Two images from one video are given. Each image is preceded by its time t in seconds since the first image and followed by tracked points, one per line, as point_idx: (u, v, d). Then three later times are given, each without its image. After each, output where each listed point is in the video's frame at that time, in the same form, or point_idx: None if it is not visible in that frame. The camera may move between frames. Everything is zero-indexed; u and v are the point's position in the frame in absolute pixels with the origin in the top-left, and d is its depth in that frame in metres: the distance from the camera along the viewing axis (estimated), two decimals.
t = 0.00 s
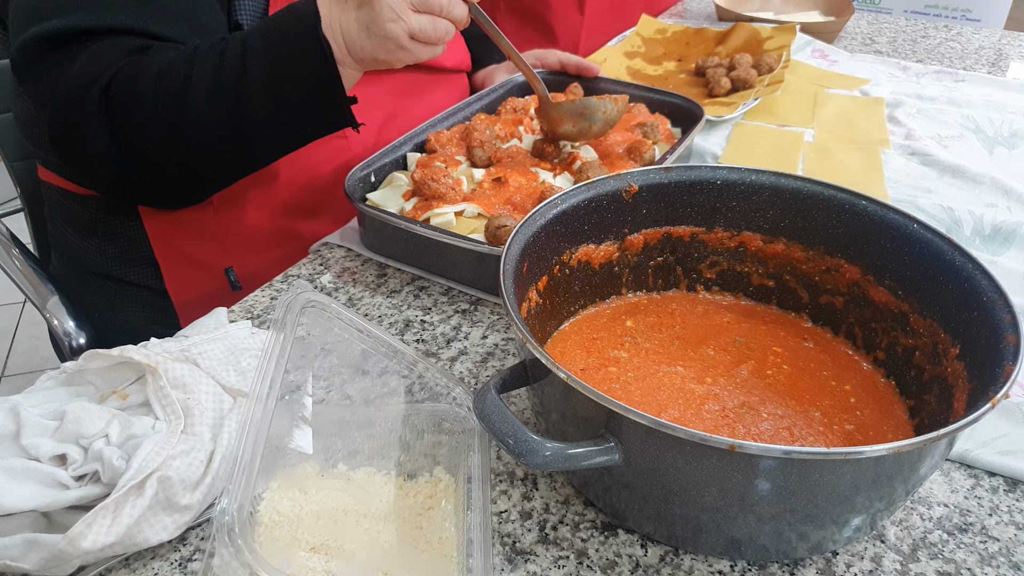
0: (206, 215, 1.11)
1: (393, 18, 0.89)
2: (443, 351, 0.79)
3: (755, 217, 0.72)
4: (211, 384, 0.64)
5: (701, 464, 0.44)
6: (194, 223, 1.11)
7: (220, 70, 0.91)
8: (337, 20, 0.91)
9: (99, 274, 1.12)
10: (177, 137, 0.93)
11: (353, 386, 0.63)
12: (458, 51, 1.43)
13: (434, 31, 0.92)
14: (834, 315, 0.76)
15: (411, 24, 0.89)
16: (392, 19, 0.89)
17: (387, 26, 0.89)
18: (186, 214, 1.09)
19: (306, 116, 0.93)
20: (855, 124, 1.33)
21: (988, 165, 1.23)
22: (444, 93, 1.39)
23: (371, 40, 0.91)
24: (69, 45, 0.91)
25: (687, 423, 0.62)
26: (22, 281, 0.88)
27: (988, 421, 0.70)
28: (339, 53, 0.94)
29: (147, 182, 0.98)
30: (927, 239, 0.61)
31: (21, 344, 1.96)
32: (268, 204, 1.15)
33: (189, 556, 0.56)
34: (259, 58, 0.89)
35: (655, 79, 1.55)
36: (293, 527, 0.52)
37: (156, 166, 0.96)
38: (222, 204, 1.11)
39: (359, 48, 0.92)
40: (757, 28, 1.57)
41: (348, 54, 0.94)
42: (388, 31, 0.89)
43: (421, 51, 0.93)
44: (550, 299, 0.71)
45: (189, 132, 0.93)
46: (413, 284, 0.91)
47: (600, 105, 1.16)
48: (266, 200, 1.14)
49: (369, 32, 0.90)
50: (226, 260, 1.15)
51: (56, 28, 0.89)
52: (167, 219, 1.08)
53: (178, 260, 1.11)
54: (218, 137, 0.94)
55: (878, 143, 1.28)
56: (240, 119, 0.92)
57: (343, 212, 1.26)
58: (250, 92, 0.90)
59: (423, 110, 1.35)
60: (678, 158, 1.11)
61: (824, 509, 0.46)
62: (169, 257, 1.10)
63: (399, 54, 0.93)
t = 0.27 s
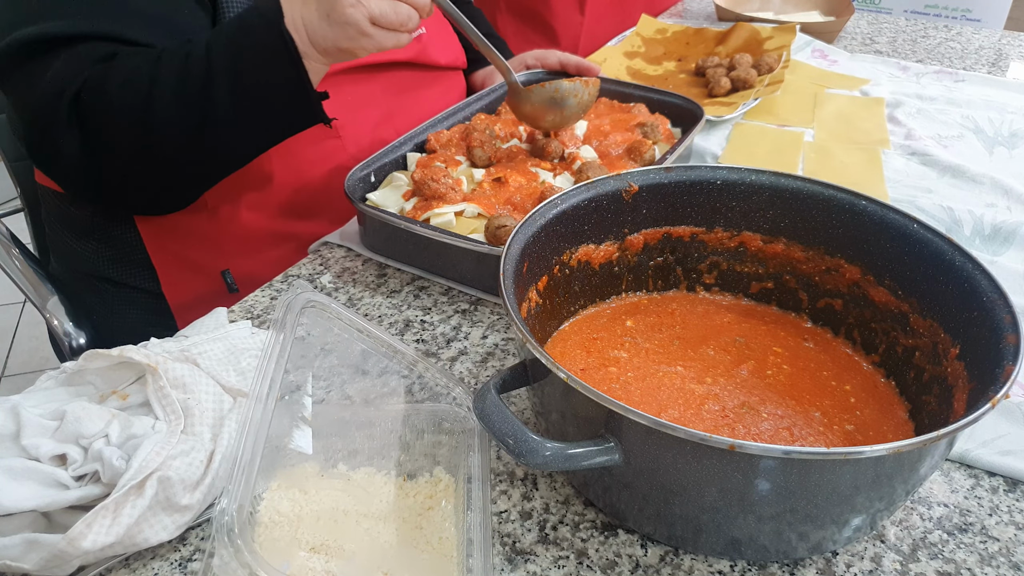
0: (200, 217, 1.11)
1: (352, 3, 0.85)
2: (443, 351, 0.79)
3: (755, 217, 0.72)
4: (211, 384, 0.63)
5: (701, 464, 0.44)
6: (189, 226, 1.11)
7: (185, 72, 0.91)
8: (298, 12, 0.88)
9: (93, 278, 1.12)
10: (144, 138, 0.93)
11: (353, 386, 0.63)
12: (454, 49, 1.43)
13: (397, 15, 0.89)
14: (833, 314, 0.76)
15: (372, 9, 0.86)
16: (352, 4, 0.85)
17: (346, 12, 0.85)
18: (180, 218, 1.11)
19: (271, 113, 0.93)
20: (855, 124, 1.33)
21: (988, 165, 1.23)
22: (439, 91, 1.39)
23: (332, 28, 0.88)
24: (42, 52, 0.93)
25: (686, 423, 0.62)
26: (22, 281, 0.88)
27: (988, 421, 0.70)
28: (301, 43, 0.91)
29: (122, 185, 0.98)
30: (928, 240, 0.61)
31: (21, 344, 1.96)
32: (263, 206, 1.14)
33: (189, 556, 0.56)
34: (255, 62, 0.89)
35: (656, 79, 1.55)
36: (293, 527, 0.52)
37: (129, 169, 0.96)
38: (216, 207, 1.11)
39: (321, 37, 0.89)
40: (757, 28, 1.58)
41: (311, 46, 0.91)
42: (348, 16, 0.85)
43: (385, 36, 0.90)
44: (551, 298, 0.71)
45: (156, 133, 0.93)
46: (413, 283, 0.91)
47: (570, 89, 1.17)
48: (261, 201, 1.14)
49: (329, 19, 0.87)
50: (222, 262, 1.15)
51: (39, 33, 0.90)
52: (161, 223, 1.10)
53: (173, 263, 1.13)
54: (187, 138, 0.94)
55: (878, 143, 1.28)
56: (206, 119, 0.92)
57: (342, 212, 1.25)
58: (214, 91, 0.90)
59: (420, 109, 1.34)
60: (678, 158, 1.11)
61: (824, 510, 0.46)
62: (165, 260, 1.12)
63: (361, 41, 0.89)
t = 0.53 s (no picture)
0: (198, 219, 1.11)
1: (341, 16, 0.86)
2: (443, 351, 0.79)
3: (755, 217, 0.72)
4: (211, 384, 0.63)
5: (701, 464, 0.44)
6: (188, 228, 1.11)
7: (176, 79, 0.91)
8: (294, 27, 0.90)
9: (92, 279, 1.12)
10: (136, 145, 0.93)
11: (353, 386, 0.63)
12: (454, 50, 1.43)
13: (388, 32, 0.89)
14: (833, 315, 0.76)
15: (361, 23, 0.87)
16: (341, 18, 0.86)
17: (335, 25, 0.86)
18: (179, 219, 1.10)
19: (264, 124, 0.93)
20: (855, 124, 1.33)
21: (988, 165, 1.23)
22: (440, 91, 1.39)
23: (322, 42, 0.88)
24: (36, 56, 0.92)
25: (686, 423, 0.62)
26: (22, 281, 0.88)
27: (988, 421, 0.70)
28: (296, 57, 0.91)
29: (112, 191, 0.98)
30: (928, 240, 0.61)
31: (21, 345, 1.96)
32: (262, 206, 1.15)
33: (189, 556, 0.56)
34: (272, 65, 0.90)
35: (656, 79, 1.55)
36: (293, 527, 0.52)
37: (119, 174, 0.96)
38: (216, 208, 1.11)
39: (312, 51, 0.90)
40: (757, 28, 1.57)
41: (304, 60, 0.92)
42: (337, 30, 0.86)
43: (376, 52, 0.91)
44: (551, 299, 0.71)
45: (149, 141, 0.93)
46: (413, 284, 0.91)
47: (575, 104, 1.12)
48: (259, 201, 1.14)
49: (319, 33, 0.88)
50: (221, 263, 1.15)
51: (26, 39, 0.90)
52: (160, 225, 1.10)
53: (172, 264, 1.13)
54: (177, 146, 0.94)
55: (878, 143, 1.28)
56: (197, 126, 0.93)
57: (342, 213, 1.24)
58: (208, 100, 0.91)
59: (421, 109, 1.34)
60: (678, 158, 1.11)
61: (824, 510, 0.46)
62: (164, 262, 1.12)
63: (349, 55, 0.90)
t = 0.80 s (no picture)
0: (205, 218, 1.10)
1: (402, 35, 0.89)
2: (443, 351, 0.79)
3: (755, 217, 0.72)
4: (211, 384, 0.63)
5: (701, 464, 0.44)
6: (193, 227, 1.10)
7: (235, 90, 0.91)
8: (350, 43, 0.92)
9: (92, 278, 1.12)
10: (185, 158, 0.92)
11: (353, 386, 0.63)
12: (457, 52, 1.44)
13: (446, 53, 0.92)
14: (832, 314, 0.77)
15: (421, 42, 0.90)
16: (401, 36, 0.89)
17: (396, 42, 0.89)
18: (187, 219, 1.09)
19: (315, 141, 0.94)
20: (855, 124, 1.33)
21: (988, 165, 1.23)
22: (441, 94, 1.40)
23: (381, 60, 0.91)
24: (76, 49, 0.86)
25: (687, 423, 0.62)
26: (22, 281, 0.87)
27: (988, 421, 0.70)
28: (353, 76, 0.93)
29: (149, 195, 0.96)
30: (928, 240, 0.61)
31: (21, 344, 1.96)
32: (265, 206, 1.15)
33: (189, 556, 0.56)
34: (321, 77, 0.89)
35: (655, 79, 1.55)
36: (292, 527, 0.52)
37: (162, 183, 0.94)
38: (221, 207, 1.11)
39: (369, 69, 0.92)
40: (757, 28, 1.57)
41: (358, 78, 0.94)
42: (397, 48, 0.90)
43: (433, 71, 0.93)
44: (551, 299, 0.71)
45: (195, 152, 0.92)
46: (413, 284, 0.91)
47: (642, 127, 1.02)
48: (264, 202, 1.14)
49: (378, 51, 0.90)
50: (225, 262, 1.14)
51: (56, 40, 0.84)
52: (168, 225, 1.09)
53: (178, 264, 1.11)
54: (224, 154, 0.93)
55: (878, 143, 1.28)
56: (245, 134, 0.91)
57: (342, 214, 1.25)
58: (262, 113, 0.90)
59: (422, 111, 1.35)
60: (678, 158, 1.11)
61: (824, 510, 0.46)
62: (169, 261, 1.11)
63: (407, 74, 0.93)
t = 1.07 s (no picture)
0: (195, 220, 1.11)
1: (227, 39, 0.84)
2: (443, 351, 0.79)
3: (755, 218, 0.72)
4: (211, 384, 0.64)
5: (701, 464, 0.44)
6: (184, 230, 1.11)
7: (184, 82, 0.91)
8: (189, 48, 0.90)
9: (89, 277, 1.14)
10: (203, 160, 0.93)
11: (353, 386, 0.63)
12: (453, 54, 1.43)
13: (276, 55, 0.85)
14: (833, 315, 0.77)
15: (249, 46, 0.84)
16: (226, 40, 0.84)
17: (221, 48, 0.84)
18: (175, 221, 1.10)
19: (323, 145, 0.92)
20: (855, 125, 1.33)
21: (988, 165, 1.23)
22: (437, 92, 1.38)
23: (211, 65, 0.88)
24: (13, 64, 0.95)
25: (687, 423, 0.62)
26: (22, 280, 0.87)
27: (988, 421, 0.70)
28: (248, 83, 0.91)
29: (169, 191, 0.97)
30: (927, 239, 0.61)
31: (21, 344, 1.96)
32: (257, 207, 1.14)
33: (189, 556, 0.56)
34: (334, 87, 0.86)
35: (655, 79, 1.55)
36: (292, 527, 0.52)
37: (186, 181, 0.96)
38: (211, 209, 1.11)
39: (204, 74, 0.90)
40: (757, 28, 1.57)
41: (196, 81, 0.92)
42: (223, 53, 0.85)
43: (265, 75, 0.88)
44: (551, 299, 0.71)
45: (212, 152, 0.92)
46: (413, 284, 0.91)
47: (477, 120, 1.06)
48: (255, 202, 1.13)
49: (209, 55, 0.86)
50: (218, 264, 1.14)
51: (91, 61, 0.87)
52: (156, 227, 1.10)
53: (170, 265, 1.13)
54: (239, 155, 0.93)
55: (878, 143, 1.28)
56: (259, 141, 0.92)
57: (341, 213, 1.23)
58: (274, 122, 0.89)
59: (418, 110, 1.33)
60: (678, 158, 1.11)
61: (824, 509, 0.46)
62: (161, 262, 1.13)
63: (239, 78, 0.88)
